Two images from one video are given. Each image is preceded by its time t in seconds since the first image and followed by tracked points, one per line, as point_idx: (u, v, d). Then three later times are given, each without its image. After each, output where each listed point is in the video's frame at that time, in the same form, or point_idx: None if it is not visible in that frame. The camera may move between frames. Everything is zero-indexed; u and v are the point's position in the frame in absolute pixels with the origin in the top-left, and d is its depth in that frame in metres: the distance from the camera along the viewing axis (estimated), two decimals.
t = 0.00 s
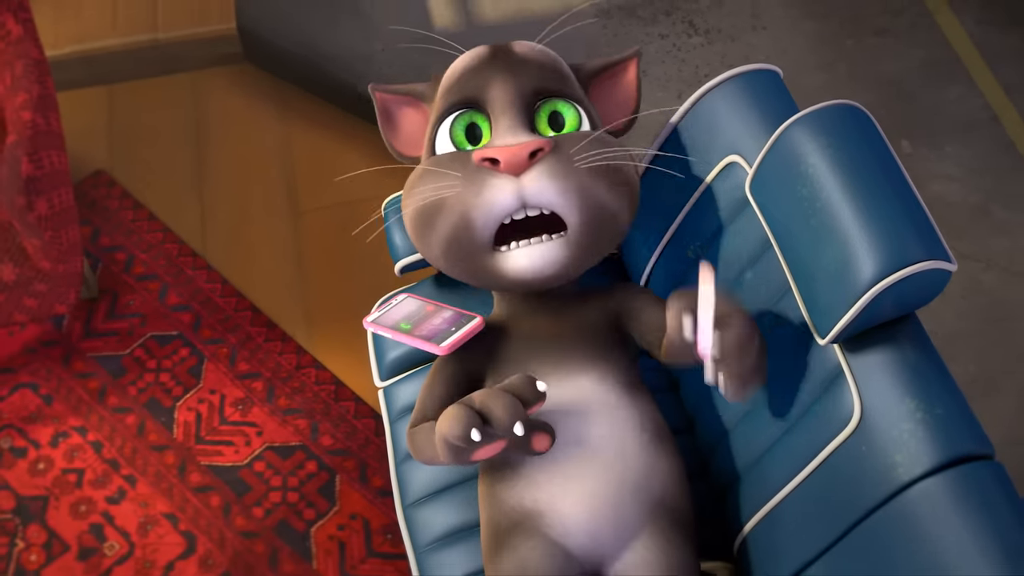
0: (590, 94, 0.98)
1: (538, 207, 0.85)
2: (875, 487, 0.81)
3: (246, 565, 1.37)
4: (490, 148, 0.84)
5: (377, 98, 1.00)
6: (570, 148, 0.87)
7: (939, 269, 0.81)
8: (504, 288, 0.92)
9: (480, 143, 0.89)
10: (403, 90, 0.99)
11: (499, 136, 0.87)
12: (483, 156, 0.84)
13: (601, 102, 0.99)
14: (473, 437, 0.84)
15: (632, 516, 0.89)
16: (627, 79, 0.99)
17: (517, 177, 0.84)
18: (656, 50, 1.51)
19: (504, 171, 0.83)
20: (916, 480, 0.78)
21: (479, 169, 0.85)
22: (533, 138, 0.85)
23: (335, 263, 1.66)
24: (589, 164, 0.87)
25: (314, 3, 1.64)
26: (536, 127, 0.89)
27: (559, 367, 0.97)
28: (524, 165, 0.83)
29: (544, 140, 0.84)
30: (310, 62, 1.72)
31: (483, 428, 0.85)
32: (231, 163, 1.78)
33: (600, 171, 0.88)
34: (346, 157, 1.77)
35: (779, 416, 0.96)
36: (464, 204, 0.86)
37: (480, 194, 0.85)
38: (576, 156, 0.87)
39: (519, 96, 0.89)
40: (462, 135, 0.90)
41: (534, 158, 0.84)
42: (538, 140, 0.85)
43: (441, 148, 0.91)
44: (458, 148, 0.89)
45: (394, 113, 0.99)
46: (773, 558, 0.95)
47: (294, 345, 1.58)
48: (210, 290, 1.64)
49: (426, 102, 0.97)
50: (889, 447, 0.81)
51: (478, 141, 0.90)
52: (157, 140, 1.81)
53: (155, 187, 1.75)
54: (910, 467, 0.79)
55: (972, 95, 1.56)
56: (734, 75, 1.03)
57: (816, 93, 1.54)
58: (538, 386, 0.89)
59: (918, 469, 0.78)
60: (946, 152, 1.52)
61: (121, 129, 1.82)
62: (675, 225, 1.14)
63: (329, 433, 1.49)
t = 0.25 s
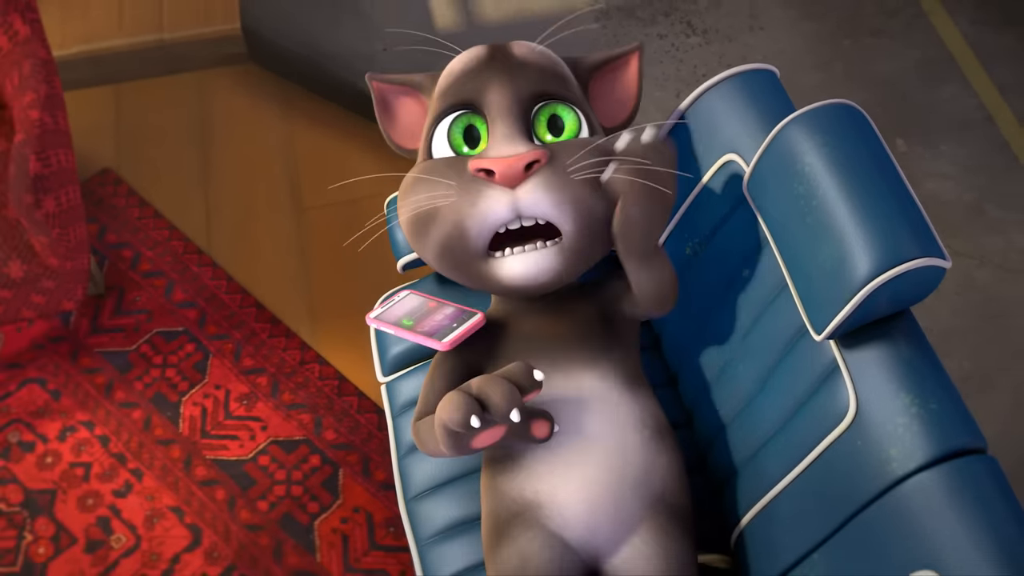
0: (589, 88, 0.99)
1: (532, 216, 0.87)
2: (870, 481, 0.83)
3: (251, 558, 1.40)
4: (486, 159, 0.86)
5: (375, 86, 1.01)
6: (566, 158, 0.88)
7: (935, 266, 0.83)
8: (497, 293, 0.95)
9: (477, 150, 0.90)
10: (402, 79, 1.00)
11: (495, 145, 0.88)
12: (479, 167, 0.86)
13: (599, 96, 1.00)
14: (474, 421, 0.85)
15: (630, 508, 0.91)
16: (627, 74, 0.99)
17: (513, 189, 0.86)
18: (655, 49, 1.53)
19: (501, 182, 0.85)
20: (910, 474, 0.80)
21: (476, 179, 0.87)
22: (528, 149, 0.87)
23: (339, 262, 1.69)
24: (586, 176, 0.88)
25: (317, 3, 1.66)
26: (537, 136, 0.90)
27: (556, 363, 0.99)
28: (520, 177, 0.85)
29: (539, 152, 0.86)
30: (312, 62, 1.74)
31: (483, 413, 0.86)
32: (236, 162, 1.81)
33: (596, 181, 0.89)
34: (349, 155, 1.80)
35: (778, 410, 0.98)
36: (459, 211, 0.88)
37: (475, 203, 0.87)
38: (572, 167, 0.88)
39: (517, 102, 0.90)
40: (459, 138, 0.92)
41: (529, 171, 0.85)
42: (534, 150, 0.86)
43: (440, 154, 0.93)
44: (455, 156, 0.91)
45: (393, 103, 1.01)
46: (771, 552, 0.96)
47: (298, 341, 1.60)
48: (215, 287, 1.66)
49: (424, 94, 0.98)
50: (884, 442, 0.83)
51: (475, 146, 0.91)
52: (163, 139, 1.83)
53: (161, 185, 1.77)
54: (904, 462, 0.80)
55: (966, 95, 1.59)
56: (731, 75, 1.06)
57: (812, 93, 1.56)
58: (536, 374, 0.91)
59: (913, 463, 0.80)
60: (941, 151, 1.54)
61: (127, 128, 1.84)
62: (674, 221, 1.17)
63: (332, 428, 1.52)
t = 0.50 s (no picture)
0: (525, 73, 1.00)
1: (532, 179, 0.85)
2: (865, 475, 0.85)
3: (255, 550, 1.43)
4: (468, 141, 0.85)
5: (330, 152, 1.01)
6: (543, 117, 0.89)
7: (929, 263, 0.85)
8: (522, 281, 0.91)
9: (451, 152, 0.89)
10: (350, 139, 0.99)
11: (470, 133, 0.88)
12: (466, 150, 0.84)
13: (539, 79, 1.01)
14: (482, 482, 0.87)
15: (628, 503, 0.93)
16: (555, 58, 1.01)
17: (506, 156, 0.84)
18: (653, 50, 1.55)
19: (493, 154, 0.84)
20: (905, 468, 0.82)
21: (467, 163, 0.85)
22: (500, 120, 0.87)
23: (343, 260, 1.71)
24: (563, 123, 0.89)
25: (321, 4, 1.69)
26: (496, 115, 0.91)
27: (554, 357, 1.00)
28: (507, 142, 0.84)
29: (514, 115, 0.86)
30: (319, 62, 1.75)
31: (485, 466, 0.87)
32: (241, 160, 1.83)
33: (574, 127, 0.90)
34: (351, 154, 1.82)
35: (775, 405, 1.01)
36: (463, 199, 0.85)
37: (477, 185, 0.84)
38: (551, 122, 0.89)
39: (474, 92, 0.91)
40: (427, 153, 0.91)
41: (512, 135, 0.85)
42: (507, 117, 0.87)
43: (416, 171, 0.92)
44: (438, 164, 0.88)
45: (350, 162, 1.01)
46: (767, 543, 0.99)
47: (302, 337, 1.63)
48: (220, 284, 1.68)
49: (378, 142, 0.98)
50: (879, 436, 0.85)
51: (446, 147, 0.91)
52: (169, 138, 1.85)
53: (167, 183, 1.80)
54: (898, 456, 0.83)
55: (960, 94, 1.61)
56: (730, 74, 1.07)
57: (809, 92, 1.58)
58: (542, 428, 0.90)
59: (907, 457, 0.82)
60: (935, 149, 1.56)
61: (133, 126, 1.86)
62: (669, 221, 1.17)
63: (336, 423, 1.54)
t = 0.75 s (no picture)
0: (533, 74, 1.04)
1: (524, 173, 0.88)
2: (862, 469, 0.87)
3: (260, 542, 1.45)
4: (464, 132, 0.89)
5: (339, 144, 1.04)
6: (540, 114, 0.93)
7: (924, 262, 0.87)
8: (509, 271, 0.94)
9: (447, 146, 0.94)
10: (360, 131, 1.04)
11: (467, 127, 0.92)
12: (461, 139, 0.88)
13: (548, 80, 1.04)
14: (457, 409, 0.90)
15: (626, 497, 0.95)
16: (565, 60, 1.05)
17: (500, 148, 0.87)
18: (652, 50, 1.57)
19: (485, 146, 0.87)
20: (900, 462, 0.84)
21: (462, 153, 0.89)
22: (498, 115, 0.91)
23: (347, 258, 1.73)
24: (561, 122, 0.93)
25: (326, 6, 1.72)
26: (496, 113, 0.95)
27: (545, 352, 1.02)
28: (501, 135, 0.87)
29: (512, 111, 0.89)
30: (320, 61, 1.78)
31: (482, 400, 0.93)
32: (245, 159, 1.85)
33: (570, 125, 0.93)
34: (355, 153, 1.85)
35: (771, 400, 1.03)
36: (455, 186, 0.89)
37: (467, 173, 0.88)
38: (548, 119, 0.92)
39: (476, 88, 0.95)
40: (426, 151, 0.96)
41: (508, 129, 0.88)
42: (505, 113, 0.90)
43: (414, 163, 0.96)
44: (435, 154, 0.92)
45: (358, 153, 1.05)
46: (765, 536, 1.02)
47: (305, 333, 1.65)
48: (225, 280, 1.70)
49: (386, 134, 1.02)
50: (875, 431, 0.87)
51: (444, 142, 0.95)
52: (175, 138, 1.87)
53: (173, 182, 1.82)
54: (894, 450, 0.84)
55: (955, 93, 1.63)
56: (727, 74, 1.10)
57: (806, 91, 1.60)
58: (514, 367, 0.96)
59: (902, 451, 0.84)
60: (930, 148, 1.58)
61: (139, 126, 1.88)
62: (669, 219, 1.20)
63: (339, 418, 1.57)
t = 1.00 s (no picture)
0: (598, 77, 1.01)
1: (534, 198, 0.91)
2: (858, 463, 0.90)
3: (264, 535, 1.47)
4: (490, 142, 0.91)
5: (395, 86, 1.04)
6: (572, 139, 0.93)
7: (918, 258, 0.89)
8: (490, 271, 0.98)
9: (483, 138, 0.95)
10: (418, 82, 1.04)
11: (501, 131, 0.93)
12: (483, 149, 0.91)
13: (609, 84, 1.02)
14: (367, 186, 1.06)
15: (627, 489, 0.98)
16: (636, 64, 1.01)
17: (516, 169, 0.90)
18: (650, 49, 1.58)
19: (503, 163, 0.90)
20: (894, 457, 0.86)
21: (479, 158, 0.92)
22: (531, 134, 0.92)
23: (350, 257, 1.76)
24: (589, 152, 0.93)
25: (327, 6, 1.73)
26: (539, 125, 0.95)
27: (549, 349, 1.05)
28: (522, 159, 0.90)
29: (542, 135, 0.90)
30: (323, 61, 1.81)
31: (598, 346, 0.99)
32: (249, 158, 1.87)
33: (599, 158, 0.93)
34: (359, 153, 1.87)
35: (768, 396, 1.05)
36: (461, 184, 0.92)
37: (477, 177, 0.91)
38: (577, 146, 0.93)
39: (523, 95, 0.94)
40: (465, 138, 0.97)
41: (531, 154, 0.90)
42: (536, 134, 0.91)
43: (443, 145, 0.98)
44: (459, 144, 0.95)
45: (411, 102, 1.05)
46: (762, 528, 1.04)
47: (309, 328, 1.68)
48: (230, 277, 1.73)
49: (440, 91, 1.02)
50: (870, 426, 0.89)
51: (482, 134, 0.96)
52: (180, 137, 1.89)
53: (178, 180, 1.84)
54: (888, 445, 0.87)
55: (950, 92, 1.66)
56: (726, 73, 1.12)
57: (802, 91, 1.63)
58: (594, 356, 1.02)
59: (896, 446, 0.86)
60: (925, 146, 1.61)
61: (145, 124, 1.90)
62: (669, 216, 1.23)
63: (342, 412, 1.59)
